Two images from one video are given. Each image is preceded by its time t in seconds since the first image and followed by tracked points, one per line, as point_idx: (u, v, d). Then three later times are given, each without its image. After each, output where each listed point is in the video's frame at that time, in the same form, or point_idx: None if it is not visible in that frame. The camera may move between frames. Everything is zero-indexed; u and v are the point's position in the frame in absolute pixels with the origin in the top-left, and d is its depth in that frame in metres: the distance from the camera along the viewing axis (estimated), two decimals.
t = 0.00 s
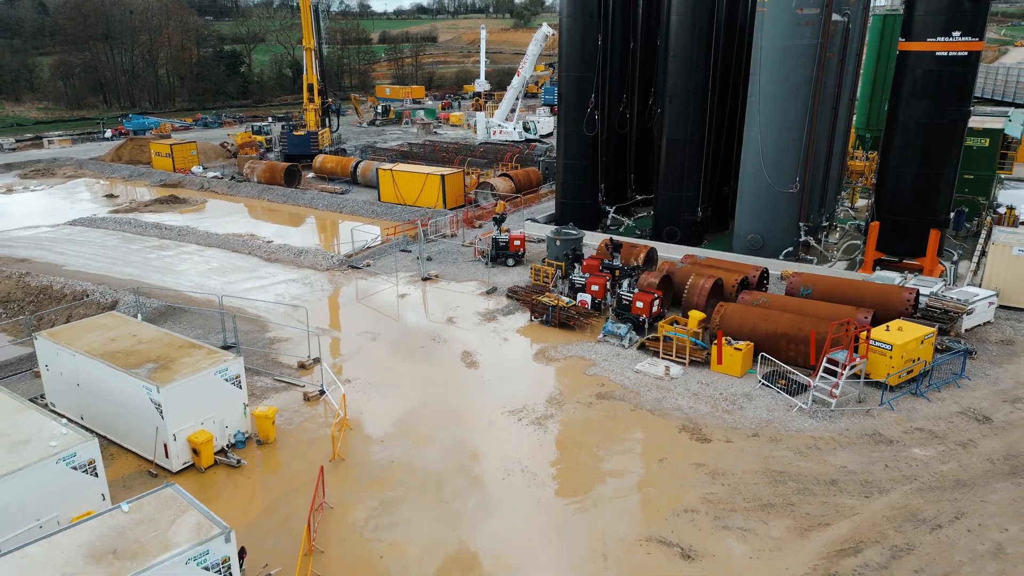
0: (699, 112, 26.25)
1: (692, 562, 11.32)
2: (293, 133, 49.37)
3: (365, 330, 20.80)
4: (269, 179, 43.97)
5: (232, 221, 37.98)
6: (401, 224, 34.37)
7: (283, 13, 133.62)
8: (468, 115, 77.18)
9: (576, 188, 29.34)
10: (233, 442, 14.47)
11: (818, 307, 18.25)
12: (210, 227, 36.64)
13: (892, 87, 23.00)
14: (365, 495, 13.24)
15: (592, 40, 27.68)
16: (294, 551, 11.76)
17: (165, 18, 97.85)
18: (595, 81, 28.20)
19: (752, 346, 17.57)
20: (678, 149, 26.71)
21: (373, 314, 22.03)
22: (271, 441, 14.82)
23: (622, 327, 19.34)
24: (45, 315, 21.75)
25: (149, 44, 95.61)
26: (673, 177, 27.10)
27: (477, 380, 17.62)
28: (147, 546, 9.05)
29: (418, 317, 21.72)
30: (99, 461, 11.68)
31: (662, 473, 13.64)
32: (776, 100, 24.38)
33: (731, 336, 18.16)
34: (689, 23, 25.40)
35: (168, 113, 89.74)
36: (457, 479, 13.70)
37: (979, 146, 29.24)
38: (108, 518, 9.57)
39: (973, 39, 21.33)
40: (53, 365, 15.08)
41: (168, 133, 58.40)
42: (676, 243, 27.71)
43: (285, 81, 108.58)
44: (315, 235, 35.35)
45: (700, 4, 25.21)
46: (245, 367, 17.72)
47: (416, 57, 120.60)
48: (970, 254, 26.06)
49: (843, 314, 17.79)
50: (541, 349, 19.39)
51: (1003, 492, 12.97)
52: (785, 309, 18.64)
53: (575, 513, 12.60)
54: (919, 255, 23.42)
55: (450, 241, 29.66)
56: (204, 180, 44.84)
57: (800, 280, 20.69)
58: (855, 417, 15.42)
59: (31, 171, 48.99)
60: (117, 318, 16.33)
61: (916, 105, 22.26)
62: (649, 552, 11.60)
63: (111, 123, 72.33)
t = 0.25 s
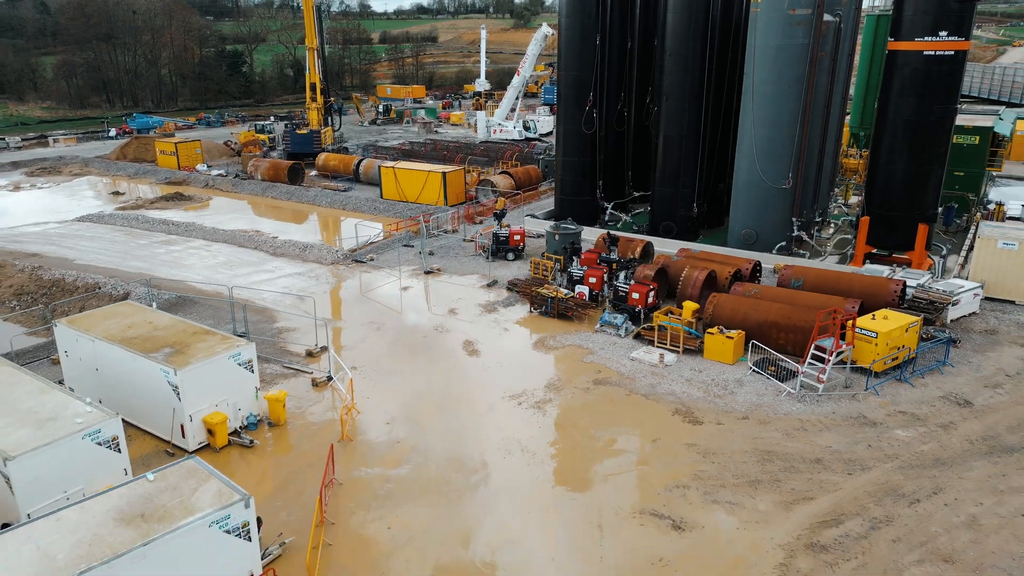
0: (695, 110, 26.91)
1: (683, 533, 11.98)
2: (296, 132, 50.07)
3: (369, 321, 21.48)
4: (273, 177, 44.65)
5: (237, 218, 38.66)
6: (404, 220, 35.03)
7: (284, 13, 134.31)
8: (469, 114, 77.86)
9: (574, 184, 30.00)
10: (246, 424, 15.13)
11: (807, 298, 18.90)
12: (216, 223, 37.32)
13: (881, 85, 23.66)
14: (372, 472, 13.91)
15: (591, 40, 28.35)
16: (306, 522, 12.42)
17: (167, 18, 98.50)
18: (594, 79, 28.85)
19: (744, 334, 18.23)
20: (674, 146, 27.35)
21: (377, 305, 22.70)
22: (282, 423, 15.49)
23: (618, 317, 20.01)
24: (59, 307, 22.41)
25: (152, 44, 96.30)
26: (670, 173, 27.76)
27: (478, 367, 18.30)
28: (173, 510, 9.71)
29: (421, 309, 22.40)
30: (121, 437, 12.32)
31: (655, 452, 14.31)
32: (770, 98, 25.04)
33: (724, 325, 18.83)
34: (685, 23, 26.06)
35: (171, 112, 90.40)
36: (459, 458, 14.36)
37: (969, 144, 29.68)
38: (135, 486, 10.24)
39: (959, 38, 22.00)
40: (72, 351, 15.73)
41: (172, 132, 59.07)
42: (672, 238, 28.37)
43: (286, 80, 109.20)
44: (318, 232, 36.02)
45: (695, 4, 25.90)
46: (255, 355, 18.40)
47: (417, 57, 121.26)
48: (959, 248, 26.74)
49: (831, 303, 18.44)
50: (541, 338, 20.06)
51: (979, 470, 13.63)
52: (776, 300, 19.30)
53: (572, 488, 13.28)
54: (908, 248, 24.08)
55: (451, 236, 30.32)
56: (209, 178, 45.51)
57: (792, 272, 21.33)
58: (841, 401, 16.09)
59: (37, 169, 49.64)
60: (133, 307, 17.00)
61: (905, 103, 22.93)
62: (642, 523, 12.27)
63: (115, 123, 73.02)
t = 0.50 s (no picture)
0: (691, 108, 27.56)
1: (674, 506, 12.66)
2: (299, 131, 50.73)
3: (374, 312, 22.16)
4: (276, 175, 45.32)
5: (242, 215, 39.35)
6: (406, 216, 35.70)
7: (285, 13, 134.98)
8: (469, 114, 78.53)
9: (573, 181, 30.64)
10: (257, 407, 15.81)
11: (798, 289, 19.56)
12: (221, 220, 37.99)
13: (871, 84, 24.35)
14: (378, 451, 14.58)
15: (589, 39, 29.02)
16: (317, 497, 13.10)
17: (169, 18, 99.15)
18: (592, 78, 29.51)
19: (736, 323, 18.89)
20: (670, 144, 28.00)
21: (381, 297, 23.39)
22: (292, 407, 16.17)
23: (615, 308, 20.68)
24: (72, 298, 23.07)
25: (154, 44, 97.00)
26: (666, 170, 28.40)
27: (480, 355, 18.97)
28: (196, 478, 10.39)
29: (424, 301, 23.08)
30: (142, 416, 12.97)
31: (649, 433, 14.98)
32: (763, 96, 25.70)
33: (716, 315, 19.50)
34: (681, 23, 26.73)
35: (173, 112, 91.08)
36: (462, 438, 15.04)
37: (961, 142, 30.26)
38: (159, 458, 10.92)
39: (946, 38, 22.67)
40: (90, 338, 16.40)
41: (176, 131, 59.72)
42: (669, 233, 29.02)
43: (288, 80, 109.87)
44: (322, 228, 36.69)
45: (691, 5, 26.56)
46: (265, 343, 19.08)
47: (417, 57, 121.93)
48: (948, 243, 27.43)
49: (820, 294, 19.10)
50: (540, 328, 20.74)
51: (958, 449, 14.31)
52: (767, 291, 19.95)
53: (569, 466, 13.94)
54: (898, 243, 24.75)
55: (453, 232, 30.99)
56: (213, 176, 46.19)
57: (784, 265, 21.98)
58: (828, 386, 16.78)
59: (43, 167, 50.33)
60: (147, 296, 17.67)
61: (894, 101, 23.60)
62: (635, 498, 12.94)
63: (118, 122, 73.68)
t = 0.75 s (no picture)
0: (687, 106, 28.22)
1: (665, 481, 13.36)
2: (302, 129, 51.43)
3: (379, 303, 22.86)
4: (280, 173, 46.01)
5: (246, 212, 40.06)
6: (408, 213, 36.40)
7: (286, 13, 135.64)
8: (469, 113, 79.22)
9: (572, 178, 31.31)
10: (268, 391, 16.50)
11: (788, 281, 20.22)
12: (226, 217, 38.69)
13: (861, 82, 25.03)
14: (384, 433, 15.27)
15: (587, 39, 29.71)
16: (327, 473, 13.80)
17: (172, 18, 99.81)
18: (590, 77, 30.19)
19: (728, 313, 19.58)
20: (666, 141, 28.66)
21: (385, 290, 24.08)
22: (301, 392, 16.87)
23: (612, 299, 21.37)
24: (85, 290, 23.78)
25: (157, 44, 97.72)
26: (663, 166, 29.06)
27: (481, 344, 19.67)
28: (215, 451, 11.07)
29: (426, 293, 23.79)
30: (161, 396, 13.63)
31: (643, 416, 15.67)
32: (757, 94, 26.37)
33: (709, 306, 20.18)
34: (677, 23, 27.41)
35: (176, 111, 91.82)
36: (465, 421, 15.72)
37: (951, 139, 30.97)
38: (180, 433, 11.60)
39: (933, 37, 23.35)
40: (107, 326, 17.09)
41: (180, 130, 60.42)
42: (665, 228, 29.69)
43: (289, 80, 110.59)
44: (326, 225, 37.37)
45: (686, 5, 27.25)
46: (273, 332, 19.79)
47: (418, 57, 122.63)
48: (937, 238, 28.17)
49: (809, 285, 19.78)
50: (539, 318, 21.44)
51: (938, 430, 15.00)
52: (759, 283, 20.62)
53: (567, 446, 14.62)
54: (887, 237, 25.43)
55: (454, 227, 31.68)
56: (218, 173, 46.88)
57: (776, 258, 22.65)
58: (815, 372, 17.48)
59: (50, 165, 51.03)
60: (160, 286, 18.36)
61: (883, 99, 24.28)
62: (629, 474, 13.63)
63: (122, 121, 74.38)
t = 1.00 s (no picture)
0: (683, 104, 28.89)
1: (658, 459, 14.06)
2: (305, 128, 52.11)
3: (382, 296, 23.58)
4: (283, 171, 46.70)
5: (251, 209, 40.75)
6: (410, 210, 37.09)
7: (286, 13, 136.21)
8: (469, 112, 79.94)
9: (570, 174, 32.02)
10: (278, 377, 17.21)
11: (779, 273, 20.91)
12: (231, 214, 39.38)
13: (852, 81, 25.71)
14: (390, 415, 15.97)
15: (585, 39, 30.39)
16: (336, 451, 14.50)
17: (174, 19, 100.39)
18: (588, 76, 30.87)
19: (720, 304, 20.26)
20: (663, 138, 29.36)
21: (388, 283, 24.79)
22: (309, 377, 17.56)
23: (609, 291, 22.09)
24: (97, 283, 24.46)
25: (159, 44, 98.28)
26: (659, 163, 29.76)
27: (483, 334, 20.37)
28: (232, 426, 11.76)
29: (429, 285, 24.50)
30: (178, 378, 14.31)
31: (637, 399, 16.38)
32: (750, 93, 27.06)
33: (703, 297, 20.86)
34: (673, 23, 28.09)
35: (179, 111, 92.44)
36: (467, 404, 16.43)
37: (941, 137, 31.43)
38: (199, 410, 12.30)
39: (921, 37, 24.03)
40: (122, 315, 17.79)
41: (183, 129, 61.07)
42: (662, 224, 30.39)
43: (290, 80, 111.22)
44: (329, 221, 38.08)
45: (682, 6, 27.93)
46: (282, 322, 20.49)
47: (418, 57, 123.36)
48: (927, 234, 28.94)
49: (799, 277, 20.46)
50: (538, 310, 22.14)
51: (918, 412, 15.71)
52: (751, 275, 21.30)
53: (565, 427, 15.32)
54: (877, 232, 26.13)
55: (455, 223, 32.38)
56: (222, 171, 47.56)
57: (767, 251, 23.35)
58: (804, 359, 18.19)
59: (55, 164, 51.68)
60: (173, 277, 19.03)
61: (872, 97, 24.97)
62: (624, 452, 14.33)
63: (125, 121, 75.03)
